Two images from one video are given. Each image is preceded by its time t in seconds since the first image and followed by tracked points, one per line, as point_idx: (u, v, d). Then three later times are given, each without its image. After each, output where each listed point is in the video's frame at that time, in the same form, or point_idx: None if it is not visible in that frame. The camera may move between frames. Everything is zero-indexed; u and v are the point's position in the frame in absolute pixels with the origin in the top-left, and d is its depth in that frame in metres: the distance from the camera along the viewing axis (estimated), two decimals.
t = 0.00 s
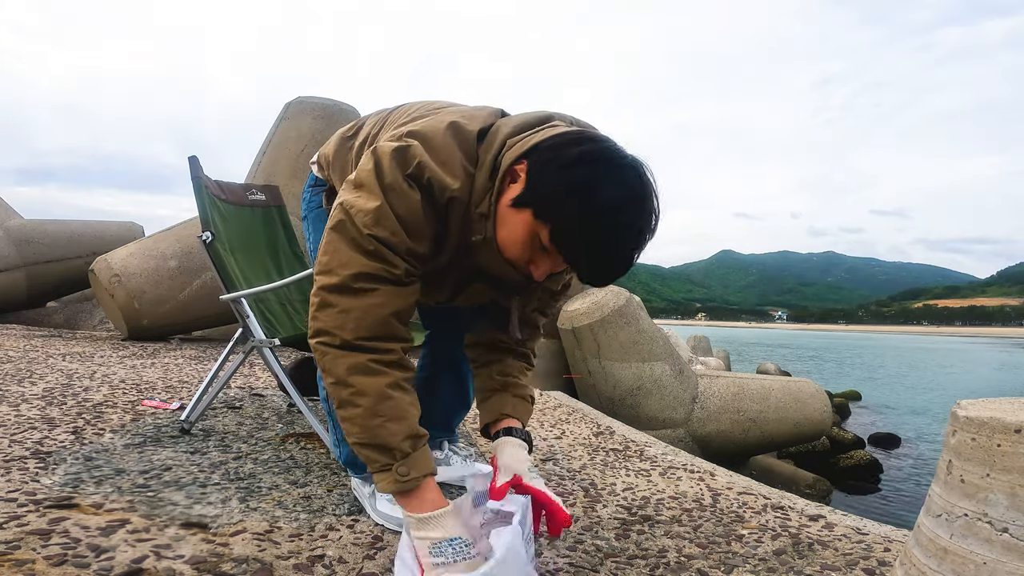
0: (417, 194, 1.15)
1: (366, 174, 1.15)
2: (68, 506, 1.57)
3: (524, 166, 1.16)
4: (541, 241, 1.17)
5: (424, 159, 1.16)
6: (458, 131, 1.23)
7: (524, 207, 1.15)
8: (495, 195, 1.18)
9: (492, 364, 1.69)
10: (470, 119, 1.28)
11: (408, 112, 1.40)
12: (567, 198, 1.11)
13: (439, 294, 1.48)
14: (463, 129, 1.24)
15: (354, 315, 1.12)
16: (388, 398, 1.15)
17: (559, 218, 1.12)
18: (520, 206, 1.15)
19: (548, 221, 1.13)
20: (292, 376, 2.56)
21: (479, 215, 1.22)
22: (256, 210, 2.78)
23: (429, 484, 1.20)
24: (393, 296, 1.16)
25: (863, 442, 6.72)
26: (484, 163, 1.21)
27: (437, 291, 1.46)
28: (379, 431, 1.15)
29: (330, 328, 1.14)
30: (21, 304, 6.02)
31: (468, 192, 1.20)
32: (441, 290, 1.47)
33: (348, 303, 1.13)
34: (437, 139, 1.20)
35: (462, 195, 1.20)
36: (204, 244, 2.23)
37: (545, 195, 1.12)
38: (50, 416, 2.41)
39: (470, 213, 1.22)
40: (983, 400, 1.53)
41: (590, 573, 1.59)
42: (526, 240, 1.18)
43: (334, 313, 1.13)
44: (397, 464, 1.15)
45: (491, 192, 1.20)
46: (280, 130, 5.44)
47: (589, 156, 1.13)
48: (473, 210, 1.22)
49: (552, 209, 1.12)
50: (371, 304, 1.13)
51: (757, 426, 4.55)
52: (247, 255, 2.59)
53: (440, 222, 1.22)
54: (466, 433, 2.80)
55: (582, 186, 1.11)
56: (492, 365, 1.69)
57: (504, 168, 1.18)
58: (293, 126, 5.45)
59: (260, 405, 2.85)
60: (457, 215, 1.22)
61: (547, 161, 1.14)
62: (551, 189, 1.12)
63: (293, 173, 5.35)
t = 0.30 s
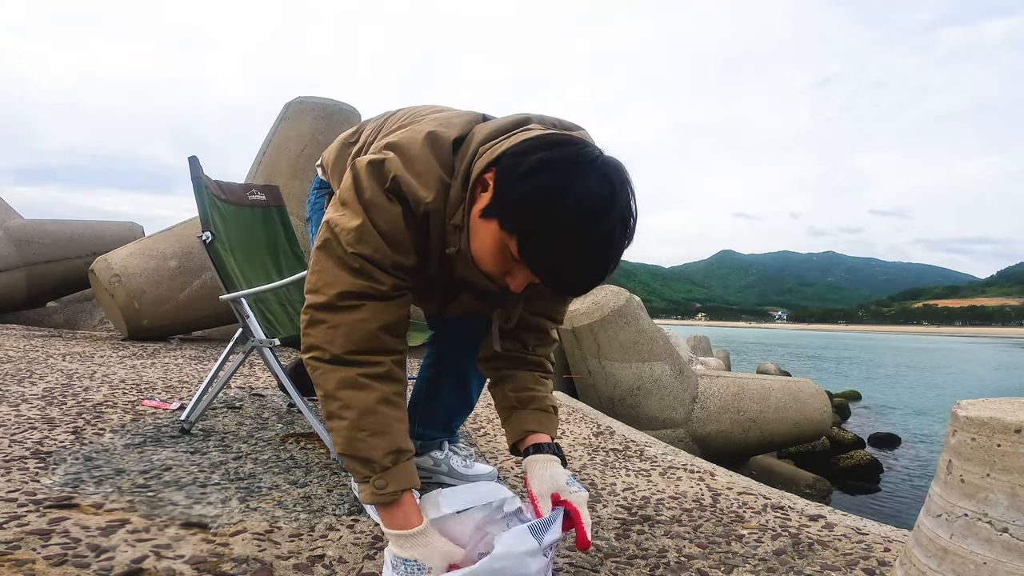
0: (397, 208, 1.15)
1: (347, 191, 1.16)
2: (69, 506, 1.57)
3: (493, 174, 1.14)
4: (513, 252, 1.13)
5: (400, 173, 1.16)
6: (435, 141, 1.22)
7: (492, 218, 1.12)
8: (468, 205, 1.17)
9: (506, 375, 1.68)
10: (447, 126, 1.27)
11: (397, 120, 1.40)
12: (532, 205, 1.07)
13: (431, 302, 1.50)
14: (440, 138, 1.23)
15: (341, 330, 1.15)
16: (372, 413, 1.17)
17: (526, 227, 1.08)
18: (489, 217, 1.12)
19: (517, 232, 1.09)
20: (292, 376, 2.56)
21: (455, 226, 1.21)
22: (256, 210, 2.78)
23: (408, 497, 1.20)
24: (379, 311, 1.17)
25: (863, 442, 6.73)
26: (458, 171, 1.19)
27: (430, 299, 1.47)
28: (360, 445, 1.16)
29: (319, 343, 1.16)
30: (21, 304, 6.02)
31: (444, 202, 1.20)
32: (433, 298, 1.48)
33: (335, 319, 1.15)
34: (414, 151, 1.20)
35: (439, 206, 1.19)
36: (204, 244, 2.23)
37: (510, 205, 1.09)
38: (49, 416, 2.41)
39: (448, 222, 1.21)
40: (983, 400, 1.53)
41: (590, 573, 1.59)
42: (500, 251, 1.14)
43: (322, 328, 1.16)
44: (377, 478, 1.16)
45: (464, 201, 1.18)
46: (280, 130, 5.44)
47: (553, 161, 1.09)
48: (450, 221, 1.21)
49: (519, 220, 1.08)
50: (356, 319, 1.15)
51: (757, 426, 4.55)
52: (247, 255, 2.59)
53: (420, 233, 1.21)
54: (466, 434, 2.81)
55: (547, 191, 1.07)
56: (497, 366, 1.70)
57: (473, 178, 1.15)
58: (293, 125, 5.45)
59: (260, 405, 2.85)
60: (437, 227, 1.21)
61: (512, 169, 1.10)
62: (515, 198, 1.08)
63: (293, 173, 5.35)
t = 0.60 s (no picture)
0: (400, 217, 1.15)
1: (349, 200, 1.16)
2: (69, 506, 1.57)
3: (493, 182, 1.13)
4: (514, 259, 1.13)
5: (402, 181, 1.15)
6: (437, 149, 1.22)
7: (493, 225, 1.12)
8: (469, 213, 1.17)
9: (508, 379, 1.67)
10: (448, 132, 1.26)
11: (400, 124, 1.40)
12: (532, 211, 1.07)
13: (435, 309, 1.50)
14: (442, 146, 1.23)
15: (345, 339, 1.15)
16: (379, 419, 1.17)
17: (526, 234, 1.08)
18: (489, 224, 1.12)
19: (517, 239, 1.09)
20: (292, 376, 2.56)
21: (456, 234, 1.20)
22: (256, 210, 2.78)
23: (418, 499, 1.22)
24: (384, 319, 1.18)
25: (863, 442, 6.73)
26: (460, 179, 1.19)
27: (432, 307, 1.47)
28: (368, 451, 1.17)
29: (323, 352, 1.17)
30: (21, 304, 6.02)
31: (446, 211, 1.19)
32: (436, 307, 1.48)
33: (338, 328, 1.16)
34: (415, 159, 1.19)
35: (440, 214, 1.19)
36: (204, 244, 2.23)
37: (510, 212, 1.08)
38: (50, 416, 2.41)
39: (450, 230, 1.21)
40: (983, 400, 1.53)
41: (590, 573, 1.59)
42: (500, 258, 1.14)
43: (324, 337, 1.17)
44: (387, 481, 1.17)
45: (465, 209, 1.18)
46: (280, 130, 5.44)
47: (554, 167, 1.08)
48: (451, 229, 1.21)
49: (519, 227, 1.08)
50: (360, 328, 1.16)
51: (757, 426, 4.55)
52: (247, 255, 2.59)
53: (423, 241, 1.21)
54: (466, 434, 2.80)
55: (546, 198, 1.07)
56: (500, 366, 1.70)
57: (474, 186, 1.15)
58: (293, 125, 5.45)
59: (260, 405, 2.85)
60: (439, 235, 1.21)
61: (512, 176, 1.10)
62: (516, 205, 1.08)
63: (293, 173, 5.34)
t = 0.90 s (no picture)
0: (422, 230, 1.15)
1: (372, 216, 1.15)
2: (68, 506, 1.57)
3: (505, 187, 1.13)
4: (526, 262, 1.13)
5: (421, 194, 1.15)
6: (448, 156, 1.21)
7: (505, 230, 1.12)
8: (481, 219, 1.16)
9: (520, 375, 1.69)
10: (460, 137, 1.25)
11: (403, 129, 1.38)
12: (546, 215, 1.06)
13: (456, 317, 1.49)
14: (455, 151, 1.21)
15: (386, 355, 1.17)
16: (424, 427, 1.19)
17: (540, 238, 1.08)
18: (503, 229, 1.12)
19: (530, 243, 1.09)
20: (292, 375, 2.56)
21: (470, 240, 1.20)
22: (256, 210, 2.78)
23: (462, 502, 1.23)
24: (419, 333, 1.19)
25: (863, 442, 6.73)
26: (475, 188, 1.18)
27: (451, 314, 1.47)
28: (416, 458, 1.18)
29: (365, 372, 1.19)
30: (21, 304, 6.02)
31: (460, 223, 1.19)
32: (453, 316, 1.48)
33: (379, 346, 1.17)
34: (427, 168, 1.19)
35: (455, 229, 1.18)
36: (204, 244, 2.23)
37: (524, 215, 1.08)
38: (50, 416, 2.41)
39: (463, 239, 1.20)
40: (983, 400, 1.52)
41: (590, 573, 1.59)
42: (513, 261, 1.14)
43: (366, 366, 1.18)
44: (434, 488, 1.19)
45: (478, 216, 1.17)
46: (280, 130, 5.44)
47: (565, 171, 1.08)
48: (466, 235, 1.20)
49: (532, 230, 1.08)
50: (398, 343, 1.17)
51: (757, 426, 4.55)
52: (247, 255, 2.59)
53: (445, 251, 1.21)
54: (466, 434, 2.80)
55: (558, 203, 1.06)
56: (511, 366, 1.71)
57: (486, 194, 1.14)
58: (293, 126, 5.45)
59: (260, 405, 2.84)
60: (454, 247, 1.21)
61: (522, 180, 1.09)
62: (528, 208, 1.08)
63: (293, 173, 5.34)
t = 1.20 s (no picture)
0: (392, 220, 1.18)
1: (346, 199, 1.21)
2: (68, 506, 1.57)
3: (520, 170, 1.14)
4: (540, 243, 1.13)
5: (418, 178, 1.16)
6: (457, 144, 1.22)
7: (521, 210, 1.11)
8: (495, 199, 1.17)
9: (511, 366, 1.72)
10: (470, 126, 1.26)
11: (414, 118, 1.39)
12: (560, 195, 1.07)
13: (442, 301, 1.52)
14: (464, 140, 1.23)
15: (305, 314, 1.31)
16: (329, 346, 1.30)
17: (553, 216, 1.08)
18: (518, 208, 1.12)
19: (544, 221, 1.09)
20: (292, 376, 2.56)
21: (480, 221, 1.20)
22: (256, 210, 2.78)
23: (381, 417, 1.33)
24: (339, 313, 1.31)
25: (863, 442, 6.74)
26: (481, 171, 1.20)
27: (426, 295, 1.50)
28: (322, 376, 1.30)
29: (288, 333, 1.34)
30: (21, 303, 6.02)
31: (467, 203, 1.21)
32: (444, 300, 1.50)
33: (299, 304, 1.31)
34: (434, 154, 1.20)
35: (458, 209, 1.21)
36: (204, 244, 2.23)
37: (540, 194, 1.08)
38: (50, 416, 2.41)
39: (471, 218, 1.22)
40: (983, 400, 1.53)
41: (590, 573, 1.59)
42: (526, 242, 1.14)
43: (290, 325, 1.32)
44: (346, 403, 1.30)
45: (492, 196, 1.17)
46: (280, 130, 5.45)
47: (578, 156, 1.08)
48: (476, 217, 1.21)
49: (547, 208, 1.09)
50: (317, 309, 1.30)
51: (757, 426, 4.55)
52: (247, 255, 2.59)
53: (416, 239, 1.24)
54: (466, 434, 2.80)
55: (573, 185, 1.07)
56: (506, 355, 1.75)
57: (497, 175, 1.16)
58: (293, 125, 5.45)
59: (260, 405, 2.85)
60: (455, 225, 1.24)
61: (540, 163, 1.09)
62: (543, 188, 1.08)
63: (293, 173, 5.34)
